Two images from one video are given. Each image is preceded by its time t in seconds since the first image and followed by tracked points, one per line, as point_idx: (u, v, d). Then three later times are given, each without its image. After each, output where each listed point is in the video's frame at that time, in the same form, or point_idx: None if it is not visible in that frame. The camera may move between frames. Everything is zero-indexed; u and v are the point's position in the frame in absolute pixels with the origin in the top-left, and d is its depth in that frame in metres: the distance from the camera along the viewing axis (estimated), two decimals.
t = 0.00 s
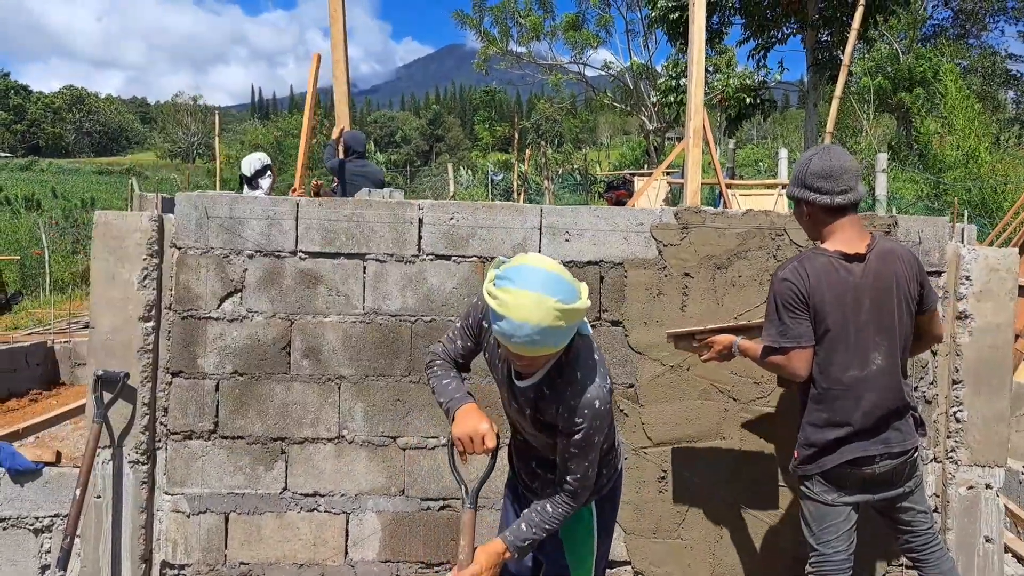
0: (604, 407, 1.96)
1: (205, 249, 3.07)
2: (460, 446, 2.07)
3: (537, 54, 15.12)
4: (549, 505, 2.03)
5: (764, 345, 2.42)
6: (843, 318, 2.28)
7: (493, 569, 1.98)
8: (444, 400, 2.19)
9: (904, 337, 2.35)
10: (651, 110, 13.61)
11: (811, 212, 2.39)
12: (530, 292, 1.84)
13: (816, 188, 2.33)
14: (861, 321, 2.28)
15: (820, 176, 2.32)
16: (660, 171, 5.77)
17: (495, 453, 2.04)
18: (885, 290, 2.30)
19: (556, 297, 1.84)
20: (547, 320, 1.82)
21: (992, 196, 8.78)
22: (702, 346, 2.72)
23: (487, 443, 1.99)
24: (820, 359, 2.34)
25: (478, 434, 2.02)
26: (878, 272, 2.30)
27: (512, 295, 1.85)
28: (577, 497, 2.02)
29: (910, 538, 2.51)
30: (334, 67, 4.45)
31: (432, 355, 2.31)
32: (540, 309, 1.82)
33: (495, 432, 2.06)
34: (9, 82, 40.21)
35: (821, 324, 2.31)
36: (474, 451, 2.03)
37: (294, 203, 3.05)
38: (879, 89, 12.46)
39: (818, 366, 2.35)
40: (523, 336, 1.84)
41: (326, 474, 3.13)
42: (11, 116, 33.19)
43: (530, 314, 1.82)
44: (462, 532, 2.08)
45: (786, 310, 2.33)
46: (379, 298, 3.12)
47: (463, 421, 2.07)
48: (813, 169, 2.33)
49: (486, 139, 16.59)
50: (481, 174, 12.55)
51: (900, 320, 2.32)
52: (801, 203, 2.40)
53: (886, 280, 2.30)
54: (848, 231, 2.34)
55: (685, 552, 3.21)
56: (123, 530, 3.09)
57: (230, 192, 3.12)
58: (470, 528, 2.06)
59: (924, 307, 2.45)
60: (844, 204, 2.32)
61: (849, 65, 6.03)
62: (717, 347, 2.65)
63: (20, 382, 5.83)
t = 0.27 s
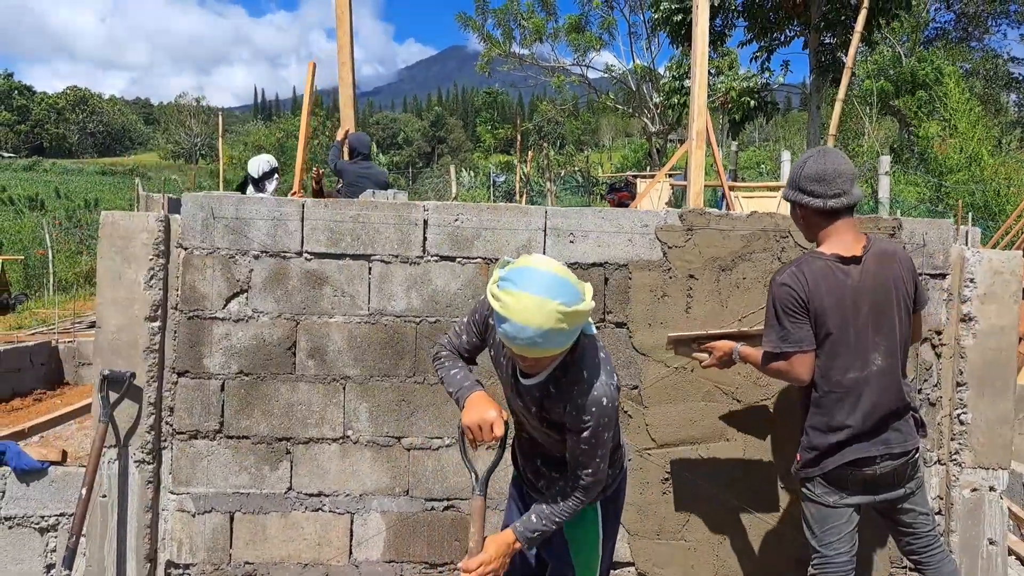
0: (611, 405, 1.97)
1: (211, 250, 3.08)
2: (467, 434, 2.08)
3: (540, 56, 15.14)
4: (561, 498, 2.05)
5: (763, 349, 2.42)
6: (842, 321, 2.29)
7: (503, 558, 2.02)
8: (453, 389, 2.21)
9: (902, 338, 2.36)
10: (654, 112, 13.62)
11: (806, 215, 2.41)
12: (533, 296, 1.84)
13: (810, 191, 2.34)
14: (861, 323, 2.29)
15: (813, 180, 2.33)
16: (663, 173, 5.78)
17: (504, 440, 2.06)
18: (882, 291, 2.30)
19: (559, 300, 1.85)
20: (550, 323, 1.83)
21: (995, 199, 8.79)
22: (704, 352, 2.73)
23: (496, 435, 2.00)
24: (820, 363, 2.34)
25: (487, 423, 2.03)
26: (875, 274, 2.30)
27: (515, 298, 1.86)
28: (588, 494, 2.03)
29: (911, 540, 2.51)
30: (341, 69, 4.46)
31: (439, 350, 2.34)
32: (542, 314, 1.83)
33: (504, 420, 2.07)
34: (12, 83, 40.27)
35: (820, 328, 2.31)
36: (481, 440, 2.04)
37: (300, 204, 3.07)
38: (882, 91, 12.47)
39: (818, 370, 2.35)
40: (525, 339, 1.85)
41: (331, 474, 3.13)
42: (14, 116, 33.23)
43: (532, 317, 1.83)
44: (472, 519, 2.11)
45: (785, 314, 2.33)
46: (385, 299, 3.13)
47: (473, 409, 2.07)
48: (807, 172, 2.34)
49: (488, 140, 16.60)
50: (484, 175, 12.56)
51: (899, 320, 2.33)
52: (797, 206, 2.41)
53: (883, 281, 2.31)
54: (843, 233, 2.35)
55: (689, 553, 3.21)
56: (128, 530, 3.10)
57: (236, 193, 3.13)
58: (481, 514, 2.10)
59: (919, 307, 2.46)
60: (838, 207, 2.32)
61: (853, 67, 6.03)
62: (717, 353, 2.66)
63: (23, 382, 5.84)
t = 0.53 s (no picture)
0: (605, 409, 1.96)
1: (210, 250, 3.07)
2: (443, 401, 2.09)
3: (540, 57, 15.13)
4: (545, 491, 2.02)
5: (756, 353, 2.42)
6: (835, 322, 2.28)
7: (475, 533, 1.96)
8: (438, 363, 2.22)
9: (897, 338, 2.35)
10: (654, 113, 13.60)
11: (797, 216, 2.40)
12: (532, 294, 1.84)
13: (802, 192, 2.33)
14: (854, 323, 2.28)
15: (806, 180, 2.32)
16: (664, 174, 5.76)
17: (474, 406, 2.07)
18: (875, 290, 2.29)
19: (558, 299, 1.84)
20: (548, 321, 1.82)
21: (997, 200, 8.78)
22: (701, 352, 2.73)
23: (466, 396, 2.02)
24: (813, 364, 2.33)
25: (458, 385, 2.05)
26: (868, 274, 2.29)
27: (514, 296, 1.85)
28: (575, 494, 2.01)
29: (910, 542, 2.49)
30: (342, 69, 4.45)
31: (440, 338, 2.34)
32: (541, 312, 1.82)
33: (476, 386, 2.09)
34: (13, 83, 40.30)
35: (813, 329, 2.30)
36: (452, 404, 2.06)
37: (299, 205, 3.06)
38: (883, 92, 12.45)
39: (813, 372, 2.34)
40: (522, 337, 1.84)
41: (330, 475, 3.13)
42: (15, 117, 33.24)
43: (532, 314, 1.82)
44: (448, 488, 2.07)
45: (777, 317, 2.33)
46: (384, 300, 3.12)
47: (447, 374, 2.11)
48: (798, 173, 2.33)
49: (488, 141, 16.60)
50: (484, 176, 12.54)
51: (893, 319, 2.32)
52: (788, 208, 2.40)
53: (876, 281, 2.30)
54: (835, 233, 2.34)
55: (689, 555, 3.20)
56: (126, 531, 3.09)
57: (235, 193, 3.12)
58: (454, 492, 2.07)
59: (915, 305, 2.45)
60: (831, 206, 2.31)
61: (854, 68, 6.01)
62: (715, 354, 2.66)
63: (23, 382, 5.83)
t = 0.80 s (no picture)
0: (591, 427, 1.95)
1: (208, 248, 3.06)
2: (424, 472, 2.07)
3: (540, 56, 15.11)
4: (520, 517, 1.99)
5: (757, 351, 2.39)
6: (838, 319, 2.26)
7: None
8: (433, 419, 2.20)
9: (900, 335, 2.34)
10: (654, 112, 13.58)
11: (802, 212, 2.37)
12: (527, 307, 1.82)
13: (808, 187, 2.31)
14: (859, 321, 2.27)
15: (812, 176, 2.30)
16: (664, 173, 5.74)
17: (457, 479, 2.03)
18: (880, 287, 2.28)
19: (553, 313, 1.83)
20: (543, 336, 1.82)
21: (997, 199, 8.78)
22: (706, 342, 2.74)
23: (445, 471, 1.99)
24: (817, 363, 2.31)
25: (440, 458, 2.02)
26: (873, 270, 2.28)
27: (509, 309, 1.84)
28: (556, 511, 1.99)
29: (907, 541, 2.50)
30: (344, 67, 4.43)
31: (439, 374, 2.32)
32: (536, 326, 1.81)
33: (458, 458, 2.05)
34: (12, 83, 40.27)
35: (817, 327, 2.29)
36: (433, 476, 2.03)
37: (297, 203, 3.05)
38: (883, 91, 12.44)
39: (817, 370, 2.32)
40: (517, 350, 1.83)
41: (329, 473, 3.11)
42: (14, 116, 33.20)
43: (526, 328, 1.81)
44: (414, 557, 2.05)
45: (780, 315, 2.31)
46: (382, 298, 3.11)
47: (432, 444, 2.09)
48: (804, 169, 2.31)
49: (488, 140, 16.59)
50: (484, 175, 12.52)
51: (896, 317, 2.31)
52: (793, 204, 2.38)
53: (880, 278, 2.29)
54: (840, 229, 2.33)
55: (689, 553, 3.20)
56: (124, 529, 3.08)
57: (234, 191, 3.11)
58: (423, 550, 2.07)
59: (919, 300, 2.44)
60: (836, 202, 2.30)
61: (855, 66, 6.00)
62: (717, 344, 2.65)
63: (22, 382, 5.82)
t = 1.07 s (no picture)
0: (569, 432, 1.95)
1: (190, 245, 3.03)
2: (409, 447, 2.10)
3: (527, 54, 15.10)
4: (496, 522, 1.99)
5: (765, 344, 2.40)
6: (851, 318, 2.27)
7: None
8: (416, 401, 2.21)
9: (911, 339, 2.34)
10: (642, 111, 13.61)
11: (821, 210, 2.37)
12: (503, 321, 1.82)
13: (829, 185, 2.30)
14: (872, 322, 2.27)
15: (834, 173, 2.30)
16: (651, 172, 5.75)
17: (442, 452, 2.07)
18: (895, 289, 2.29)
19: (529, 326, 1.82)
20: (518, 348, 1.81)
21: (981, 198, 8.83)
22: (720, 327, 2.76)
23: (430, 445, 2.02)
24: (825, 360, 2.32)
25: (424, 434, 2.05)
26: (889, 272, 2.28)
27: (485, 322, 1.84)
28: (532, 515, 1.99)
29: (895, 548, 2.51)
30: (330, 64, 4.41)
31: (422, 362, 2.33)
32: (511, 340, 1.81)
33: (443, 434, 2.08)
34: None
35: (828, 325, 2.29)
36: (418, 451, 2.05)
37: (280, 199, 3.03)
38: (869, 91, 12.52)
39: (824, 368, 2.33)
40: (493, 363, 1.83)
41: (312, 472, 3.10)
42: None
43: (501, 342, 1.81)
44: (400, 532, 2.08)
45: (792, 310, 2.31)
46: (366, 295, 3.09)
47: (416, 420, 2.11)
48: (826, 166, 2.30)
49: (476, 139, 16.56)
50: (471, 173, 12.51)
51: (909, 320, 2.32)
52: (812, 201, 2.37)
53: (896, 280, 2.29)
54: (857, 229, 2.33)
55: (673, 550, 3.21)
56: (105, 529, 3.06)
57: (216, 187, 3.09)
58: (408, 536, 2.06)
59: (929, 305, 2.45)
60: (856, 201, 2.30)
61: (840, 66, 6.03)
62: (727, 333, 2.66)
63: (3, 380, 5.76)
